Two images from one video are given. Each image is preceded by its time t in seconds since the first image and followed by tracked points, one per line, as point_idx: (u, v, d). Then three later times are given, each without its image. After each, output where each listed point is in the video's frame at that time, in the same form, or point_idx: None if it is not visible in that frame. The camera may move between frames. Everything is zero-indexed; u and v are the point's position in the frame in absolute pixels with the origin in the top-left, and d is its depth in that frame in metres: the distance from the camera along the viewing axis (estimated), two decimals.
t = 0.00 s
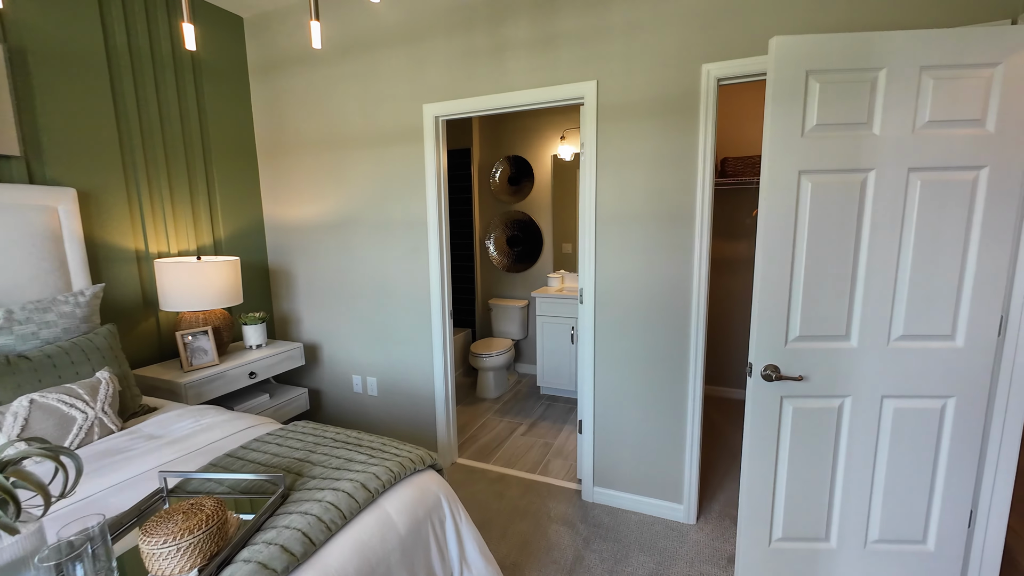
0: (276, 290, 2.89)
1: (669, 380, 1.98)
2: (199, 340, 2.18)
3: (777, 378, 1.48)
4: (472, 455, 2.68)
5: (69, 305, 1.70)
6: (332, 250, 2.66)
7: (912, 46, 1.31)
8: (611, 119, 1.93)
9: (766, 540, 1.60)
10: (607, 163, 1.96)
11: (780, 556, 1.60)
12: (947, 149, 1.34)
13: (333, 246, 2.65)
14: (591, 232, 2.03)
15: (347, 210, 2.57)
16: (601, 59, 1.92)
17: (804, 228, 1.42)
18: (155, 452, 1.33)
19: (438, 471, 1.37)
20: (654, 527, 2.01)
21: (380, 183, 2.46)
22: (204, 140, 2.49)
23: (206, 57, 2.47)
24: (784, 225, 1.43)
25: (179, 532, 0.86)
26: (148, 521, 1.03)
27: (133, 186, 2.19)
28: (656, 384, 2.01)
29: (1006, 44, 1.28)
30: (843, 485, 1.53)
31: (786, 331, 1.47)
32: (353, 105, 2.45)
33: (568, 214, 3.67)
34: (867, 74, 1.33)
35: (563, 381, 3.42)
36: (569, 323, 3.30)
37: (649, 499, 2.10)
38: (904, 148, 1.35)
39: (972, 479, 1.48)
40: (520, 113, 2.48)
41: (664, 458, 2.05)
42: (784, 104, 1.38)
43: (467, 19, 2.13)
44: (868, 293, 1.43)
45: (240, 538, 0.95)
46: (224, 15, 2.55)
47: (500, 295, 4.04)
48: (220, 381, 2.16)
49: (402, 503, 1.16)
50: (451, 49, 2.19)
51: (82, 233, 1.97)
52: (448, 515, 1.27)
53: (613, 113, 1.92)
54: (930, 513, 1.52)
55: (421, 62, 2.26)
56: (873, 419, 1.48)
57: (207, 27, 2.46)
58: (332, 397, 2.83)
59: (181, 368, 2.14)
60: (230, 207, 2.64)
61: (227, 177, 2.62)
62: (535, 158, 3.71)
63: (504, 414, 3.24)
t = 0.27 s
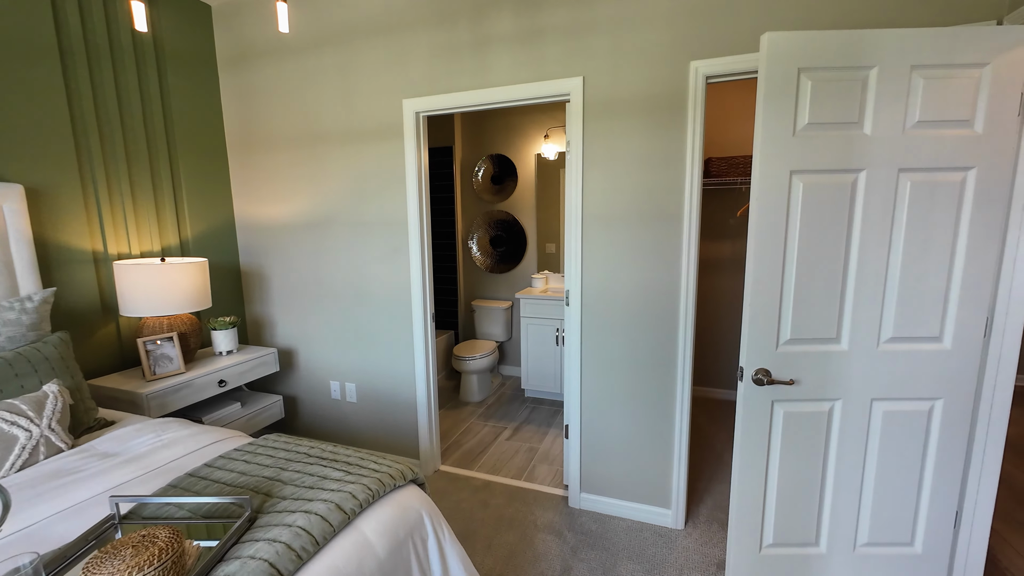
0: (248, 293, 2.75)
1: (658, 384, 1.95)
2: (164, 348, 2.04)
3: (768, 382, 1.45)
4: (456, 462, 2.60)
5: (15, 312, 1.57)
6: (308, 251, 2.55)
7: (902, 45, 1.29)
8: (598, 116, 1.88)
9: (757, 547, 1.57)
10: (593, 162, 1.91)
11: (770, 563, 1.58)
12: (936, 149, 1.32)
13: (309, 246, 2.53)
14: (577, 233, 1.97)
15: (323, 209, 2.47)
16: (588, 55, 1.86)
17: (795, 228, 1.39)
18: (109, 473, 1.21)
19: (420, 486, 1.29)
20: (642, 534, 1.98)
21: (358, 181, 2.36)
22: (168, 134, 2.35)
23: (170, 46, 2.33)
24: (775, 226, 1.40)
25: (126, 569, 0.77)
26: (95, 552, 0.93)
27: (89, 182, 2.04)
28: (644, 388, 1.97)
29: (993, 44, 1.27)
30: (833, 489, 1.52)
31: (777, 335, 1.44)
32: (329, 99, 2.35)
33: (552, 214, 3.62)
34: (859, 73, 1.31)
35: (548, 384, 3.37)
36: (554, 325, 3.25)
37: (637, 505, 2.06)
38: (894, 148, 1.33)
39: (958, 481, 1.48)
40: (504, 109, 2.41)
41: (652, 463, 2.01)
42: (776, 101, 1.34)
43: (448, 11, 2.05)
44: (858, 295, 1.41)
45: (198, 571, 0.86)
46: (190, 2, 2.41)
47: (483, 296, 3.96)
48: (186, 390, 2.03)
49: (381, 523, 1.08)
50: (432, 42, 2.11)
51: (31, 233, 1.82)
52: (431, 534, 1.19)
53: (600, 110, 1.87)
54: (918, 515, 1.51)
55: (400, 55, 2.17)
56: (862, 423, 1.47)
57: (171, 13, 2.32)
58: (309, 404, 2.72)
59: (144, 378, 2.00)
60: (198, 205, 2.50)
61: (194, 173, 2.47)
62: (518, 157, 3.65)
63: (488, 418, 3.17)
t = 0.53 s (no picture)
0: (223, 296, 2.65)
1: (645, 387, 1.92)
2: (131, 355, 1.94)
3: (756, 385, 1.43)
4: (440, 468, 2.54)
5: None
6: (286, 252, 2.46)
7: (888, 44, 1.28)
8: (584, 115, 1.85)
9: (746, 552, 1.55)
10: (579, 161, 1.88)
11: (759, 568, 1.56)
12: (921, 149, 1.32)
13: (286, 247, 2.45)
14: (563, 233, 1.93)
15: (302, 208, 2.38)
16: (573, 52, 1.83)
17: (783, 229, 1.38)
18: (63, 492, 1.12)
19: (400, 498, 1.23)
20: (630, 539, 1.95)
21: (337, 180, 2.29)
22: (136, 130, 2.24)
23: (138, 37, 2.23)
24: (763, 227, 1.38)
25: None
26: None
27: (49, 179, 1.93)
28: (632, 391, 1.94)
29: (976, 45, 1.27)
30: (821, 492, 1.50)
31: (764, 337, 1.43)
32: (307, 95, 2.27)
33: (538, 215, 3.58)
34: (847, 72, 1.30)
35: (534, 386, 3.33)
36: (540, 327, 3.22)
37: (625, 510, 2.03)
38: (880, 148, 1.32)
39: (944, 482, 1.48)
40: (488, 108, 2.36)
41: (640, 467, 1.99)
42: (764, 100, 1.33)
43: (431, 6, 2.00)
44: (845, 296, 1.40)
45: None
46: None
47: (468, 298, 3.91)
48: (155, 398, 1.93)
49: (358, 541, 1.01)
50: (414, 37, 2.05)
51: None
52: (413, 549, 1.13)
53: (586, 108, 1.84)
54: (904, 517, 1.51)
55: (381, 50, 2.11)
56: (849, 425, 1.46)
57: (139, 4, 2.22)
58: (287, 411, 2.63)
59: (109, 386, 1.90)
60: (168, 204, 2.39)
61: (164, 170, 2.37)
62: (503, 157, 3.60)
63: (473, 423, 3.11)
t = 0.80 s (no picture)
0: (204, 301, 2.57)
1: (636, 392, 1.89)
2: (103, 363, 1.86)
3: (749, 390, 1.40)
4: (428, 476, 2.48)
5: None
6: (268, 256, 2.39)
7: (878, 44, 1.27)
8: (572, 115, 1.82)
9: (739, 560, 1.52)
10: (568, 162, 1.85)
11: None
12: (912, 150, 1.31)
13: (269, 250, 2.38)
14: (552, 235, 1.90)
15: (285, 211, 2.32)
16: (562, 52, 1.80)
17: (774, 231, 1.36)
18: (20, 510, 1.05)
19: (383, 511, 1.18)
20: (622, 547, 1.91)
21: (322, 181, 2.23)
22: (111, 129, 2.17)
23: (113, 34, 2.16)
24: (754, 228, 1.35)
25: None
26: None
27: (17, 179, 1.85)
28: (622, 396, 1.91)
29: (965, 46, 1.27)
30: (815, 498, 1.48)
31: (756, 340, 1.40)
32: (290, 95, 2.22)
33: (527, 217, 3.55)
34: (837, 72, 1.29)
35: (525, 391, 3.29)
36: (530, 331, 3.18)
37: (616, 518, 1.99)
38: (871, 149, 1.31)
39: (937, 486, 1.46)
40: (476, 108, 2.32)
41: (631, 474, 1.95)
42: (754, 99, 1.31)
43: (416, 4, 1.96)
44: (837, 299, 1.38)
45: None
46: None
47: (458, 302, 3.86)
48: (128, 408, 1.85)
49: (336, 559, 0.96)
50: (399, 36, 2.01)
51: None
52: (395, 566, 1.07)
53: (575, 109, 1.81)
54: (898, 522, 1.49)
55: (366, 49, 2.06)
56: (843, 429, 1.44)
57: None
58: (270, 419, 2.55)
59: (79, 396, 1.81)
60: (146, 206, 2.32)
61: (141, 171, 2.29)
62: (492, 159, 3.57)
63: (462, 429, 3.06)
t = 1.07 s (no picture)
0: (184, 306, 2.50)
1: (628, 400, 1.83)
2: (73, 371, 1.78)
3: (744, 401, 1.34)
4: (416, 486, 2.41)
5: None
6: (251, 259, 2.32)
7: (875, 41, 1.23)
8: (562, 116, 1.76)
9: None
10: (558, 163, 1.79)
11: None
12: (911, 151, 1.26)
13: (251, 254, 2.31)
14: (542, 238, 1.84)
15: (267, 213, 2.26)
16: (550, 50, 1.75)
17: (769, 235, 1.30)
18: None
19: (357, 531, 1.12)
20: (614, 561, 1.84)
21: (305, 183, 2.17)
22: (87, 129, 2.09)
23: (90, 31, 2.09)
24: (748, 232, 1.30)
25: None
26: None
27: None
28: (614, 404, 1.85)
29: (964, 44, 1.22)
30: (812, 513, 1.42)
31: (751, 348, 1.35)
32: (273, 94, 2.15)
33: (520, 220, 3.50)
34: (833, 70, 1.24)
35: (516, 397, 3.22)
36: (521, 336, 3.12)
37: (608, 531, 1.93)
38: (868, 149, 1.26)
39: (938, 500, 1.41)
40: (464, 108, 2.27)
41: (623, 485, 1.89)
42: (748, 98, 1.25)
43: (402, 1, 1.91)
44: (834, 305, 1.33)
45: None
46: None
47: (449, 306, 3.79)
48: (99, 419, 1.77)
49: None
50: (384, 34, 1.95)
51: None
52: None
53: (565, 108, 1.76)
54: (898, 537, 1.44)
55: (350, 47, 2.00)
56: (841, 441, 1.38)
57: None
58: (253, 428, 2.48)
59: (47, 407, 1.73)
60: (124, 209, 2.24)
61: (118, 172, 2.22)
62: (484, 161, 3.51)
63: (453, 436, 2.99)
